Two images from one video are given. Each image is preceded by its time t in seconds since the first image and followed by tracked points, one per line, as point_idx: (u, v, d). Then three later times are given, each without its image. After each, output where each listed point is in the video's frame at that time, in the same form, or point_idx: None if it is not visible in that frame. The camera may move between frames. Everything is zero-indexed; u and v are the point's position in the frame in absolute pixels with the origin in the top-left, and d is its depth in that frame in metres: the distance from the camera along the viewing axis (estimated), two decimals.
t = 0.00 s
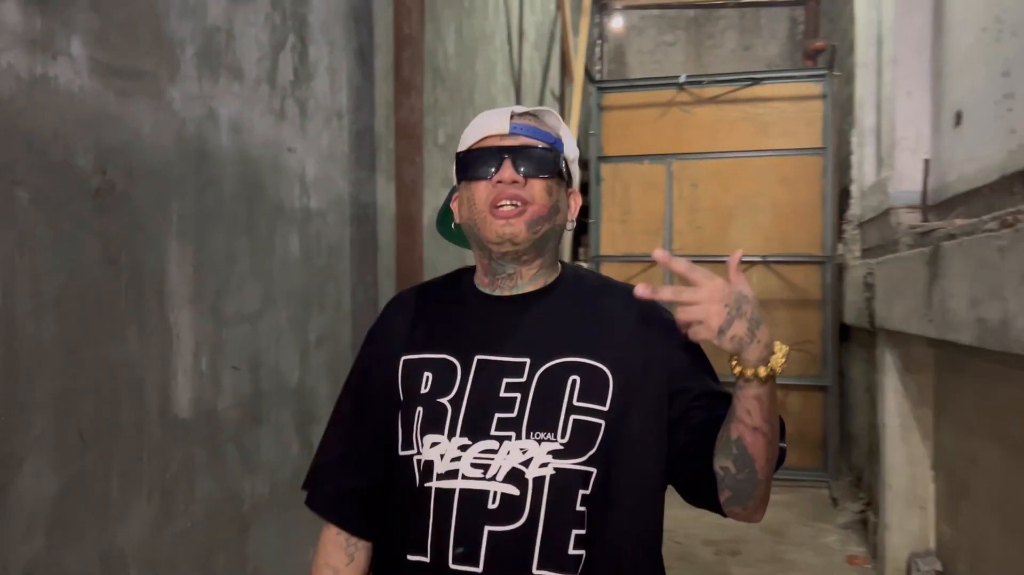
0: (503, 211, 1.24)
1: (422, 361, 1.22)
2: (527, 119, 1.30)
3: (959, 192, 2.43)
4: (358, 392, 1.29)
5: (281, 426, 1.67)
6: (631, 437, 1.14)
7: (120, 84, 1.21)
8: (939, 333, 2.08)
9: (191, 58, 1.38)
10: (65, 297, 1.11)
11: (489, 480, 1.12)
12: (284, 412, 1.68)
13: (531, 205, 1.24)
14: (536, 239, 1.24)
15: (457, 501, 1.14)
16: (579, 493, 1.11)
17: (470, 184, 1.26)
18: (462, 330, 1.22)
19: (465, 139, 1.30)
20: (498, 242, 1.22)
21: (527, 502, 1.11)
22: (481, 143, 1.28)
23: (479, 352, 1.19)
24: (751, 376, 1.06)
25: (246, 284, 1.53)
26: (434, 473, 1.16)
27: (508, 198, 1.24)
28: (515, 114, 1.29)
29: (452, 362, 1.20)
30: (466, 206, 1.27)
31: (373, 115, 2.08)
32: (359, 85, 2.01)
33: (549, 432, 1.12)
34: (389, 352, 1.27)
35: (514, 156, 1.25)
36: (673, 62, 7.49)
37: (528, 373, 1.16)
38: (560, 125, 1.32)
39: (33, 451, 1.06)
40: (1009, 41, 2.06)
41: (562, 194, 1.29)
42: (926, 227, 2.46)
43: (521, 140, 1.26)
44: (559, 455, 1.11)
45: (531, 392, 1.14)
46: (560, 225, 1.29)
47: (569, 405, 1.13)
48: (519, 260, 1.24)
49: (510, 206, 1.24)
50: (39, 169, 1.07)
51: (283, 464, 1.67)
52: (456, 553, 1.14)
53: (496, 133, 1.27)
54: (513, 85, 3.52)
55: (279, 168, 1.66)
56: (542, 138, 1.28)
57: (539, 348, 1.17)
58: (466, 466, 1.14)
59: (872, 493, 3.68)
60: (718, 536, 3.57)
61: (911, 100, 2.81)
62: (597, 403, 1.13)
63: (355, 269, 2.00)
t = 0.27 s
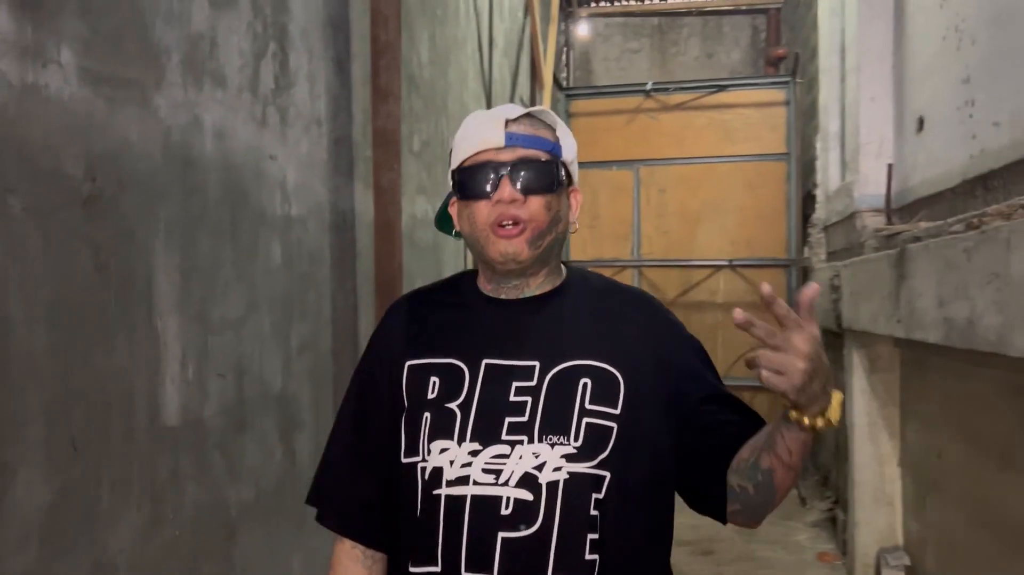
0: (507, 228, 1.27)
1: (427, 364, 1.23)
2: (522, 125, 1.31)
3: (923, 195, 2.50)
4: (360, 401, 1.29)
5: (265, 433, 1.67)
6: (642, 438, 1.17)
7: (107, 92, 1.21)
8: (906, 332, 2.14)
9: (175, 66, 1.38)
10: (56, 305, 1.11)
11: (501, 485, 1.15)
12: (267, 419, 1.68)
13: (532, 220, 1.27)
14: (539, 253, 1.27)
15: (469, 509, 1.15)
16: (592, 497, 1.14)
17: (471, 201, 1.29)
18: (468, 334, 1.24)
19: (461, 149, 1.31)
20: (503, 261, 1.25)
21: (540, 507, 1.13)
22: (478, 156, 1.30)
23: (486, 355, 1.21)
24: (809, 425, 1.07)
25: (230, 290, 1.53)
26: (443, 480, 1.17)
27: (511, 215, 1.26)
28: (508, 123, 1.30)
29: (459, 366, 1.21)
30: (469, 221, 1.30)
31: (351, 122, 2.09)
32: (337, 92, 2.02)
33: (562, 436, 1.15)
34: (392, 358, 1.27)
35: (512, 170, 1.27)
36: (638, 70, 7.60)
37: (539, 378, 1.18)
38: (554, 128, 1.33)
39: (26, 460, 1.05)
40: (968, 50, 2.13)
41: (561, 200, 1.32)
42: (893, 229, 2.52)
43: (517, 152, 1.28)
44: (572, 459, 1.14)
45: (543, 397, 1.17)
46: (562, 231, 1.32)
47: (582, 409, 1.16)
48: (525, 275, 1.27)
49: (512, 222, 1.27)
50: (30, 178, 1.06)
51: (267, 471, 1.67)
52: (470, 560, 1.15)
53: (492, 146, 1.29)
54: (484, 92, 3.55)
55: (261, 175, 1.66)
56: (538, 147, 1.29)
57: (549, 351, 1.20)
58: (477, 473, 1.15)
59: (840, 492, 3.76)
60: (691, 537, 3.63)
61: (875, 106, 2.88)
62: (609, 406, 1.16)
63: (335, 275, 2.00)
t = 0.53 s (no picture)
0: (515, 226, 1.40)
1: (441, 375, 1.35)
2: (525, 126, 1.45)
3: (897, 198, 2.56)
4: (370, 409, 1.45)
5: (255, 438, 1.67)
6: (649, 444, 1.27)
7: (101, 96, 1.22)
8: (884, 332, 2.19)
9: (166, 70, 1.38)
10: (52, 309, 1.11)
11: (510, 491, 1.25)
12: (258, 424, 1.68)
13: (537, 217, 1.40)
14: (548, 250, 1.39)
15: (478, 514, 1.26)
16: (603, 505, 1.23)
17: (480, 203, 1.42)
18: (482, 345, 1.35)
19: (469, 153, 1.45)
20: (511, 261, 1.37)
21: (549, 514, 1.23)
22: (485, 159, 1.43)
23: (498, 361, 1.32)
24: (825, 436, 1.13)
25: (221, 295, 1.54)
26: (455, 485, 1.28)
27: (517, 214, 1.39)
28: (511, 126, 1.44)
29: (473, 377, 1.33)
30: (477, 223, 1.43)
31: (337, 126, 2.10)
32: (323, 97, 2.03)
33: (574, 443, 1.25)
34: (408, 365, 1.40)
35: (515, 170, 1.40)
36: (615, 75, 7.70)
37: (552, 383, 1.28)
38: (557, 128, 1.46)
39: (26, 465, 1.05)
40: (941, 56, 2.18)
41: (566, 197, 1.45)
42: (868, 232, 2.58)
43: (520, 152, 1.41)
44: (580, 467, 1.24)
45: (556, 404, 1.27)
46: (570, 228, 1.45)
47: (594, 416, 1.26)
48: (536, 273, 1.39)
49: (520, 221, 1.40)
50: (27, 181, 1.06)
51: (258, 476, 1.68)
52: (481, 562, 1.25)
53: (497, 148, 1.43)
54: (464, 97, 3.57)
55: (250, 180, 1.67)
56: (540, 146, 1.43)
57: (560, 358, 1.30)
58: (485, 480, 1.26)
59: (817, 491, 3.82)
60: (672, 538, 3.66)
61: (849, 111, 2.96)
62: (621, 413, 1.26)
63: (322, 280, 2.01)
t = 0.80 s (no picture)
0: (530, 221, 1.46)
1: (454, 368, 1.37)
2: (542, 125, 1.52)
3: (882, 201, 2.60)
4: (382, 406, 1.48)
5: (251, 440, 1.68)
6: (657, 440, 1.30)
7: (101, 102, 1.23)
8: (870, 333, 2.23)
9: (166, 76, 1.40)
10: (56, 311, 1.12)
11: (522, 487, 1.27)
12: (254, 426, 1.69)
13: (552, 213, 1.45)
14: (564, 247, 1.44)
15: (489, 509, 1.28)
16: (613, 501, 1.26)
17: (497, 198, 1.48)
18: (492, 342, 1.38)
19: (488, 150, 1.52)
20: (526, 256, 1.42)
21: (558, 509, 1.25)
22: (502, 155, 1.50)
23: (509, 358, 1.35)
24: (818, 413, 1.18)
25: (217, 299, 1.55)
26: (465, 480, 1.30)
27: (532, 208, 1.45)
28: (529, 124, 1.51)
29: (484, 373, 1.35)
30: (494, 219, 1.49)
31: (329, 131, 2.12)
32: (316, 103, 2.05)
33: (583, 440, 1.28)
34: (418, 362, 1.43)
35: (531, 165, 1.47)
36: (600, 81, 7.75)
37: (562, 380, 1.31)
38: (574, 128, 1.53)
39: (30, 467, 1.06)
40: (924, 62, 2.23)
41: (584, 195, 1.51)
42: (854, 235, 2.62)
43: (536, 149, 1.48)
44: (590, 464, 1.27)
45: (566, 401, 1.30)
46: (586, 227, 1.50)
47: (603, 412, 1.29)
48: (549, 271, 1.43)
49: (535, 216, 1.45)
50: (31, 185, 1.08)
51: (253, 478, 1.69)
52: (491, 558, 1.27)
53: (514, 144, 1.49)
54: (452, 103, 3.59)
55: (246, 184, 1.68)
56: (557, 144, 1.49)
57: (571, 356, 1.33)
58: (496, 476, 1.28)
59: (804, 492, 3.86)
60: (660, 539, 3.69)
61: (834, 116, 3.00)
62: (631, 412, 1.29)
63: (315, 284, 2.02)
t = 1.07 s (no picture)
0: (538, 219, 1.48)
1: (462, 364, 1.40)
2: (556, 127, 1.53)
3: (873, 204, 2.63)
4: (387, 403, 1.49)
5: (251, 442, 1.69)
6: (662, 435, 1.33)
7: (105, 108, 1.24)
8: (861, 335, 2.25)
9: (168, 81, 1.41)
10: (62, 314, 1.13)
11: (532, 480, 1.28)
12: (253, 428, 1.70)
13: (562, 212, 1.47)
14: (570, 245, 1.47)
15: (497, 501, 1.29)
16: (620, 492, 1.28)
17: (506, 193, 1.50)
18: (501, 340, 1.40)
19: (501, 147, 1.53)
20: (534, 252, 1.45)
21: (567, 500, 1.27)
22: (514, 151, 1.52)
23: (517, 355, 1.37)
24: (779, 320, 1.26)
25: (218, 301, 1.56)
26: (473, 473, 1.32)
27: (541, 205, 1.47)
28: (543, 125, 1.53)
29: (494, 369, 1.37)
30: (503, 214, 1.51)
31: (326, 136, 2.13)
32: (314, 108, 2.06)
33: (592, 434, 1.30)
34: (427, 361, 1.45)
35: (544, 165, 1.49)
36: (591, 84, 7.80)
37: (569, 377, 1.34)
38: (586, 131, 1.55)
39: (37, 468, 1.07)
40: (914, 67, 2.26)
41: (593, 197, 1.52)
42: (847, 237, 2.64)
43: (550, 150, 1.50)
44: (599, 456, 1.29)
45: (574, 396, 1.32)
46: (595, 228, 1.52)
47: (610, 407, 1.31)
48: (555, 267, 1.47)
49: (544, 214, 1.48)
50: (38, 190, 1.09)
51: (254, 479, 1.70)
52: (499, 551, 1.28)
53: (527, 143, 1.51)
54: (447, 107, 3.61)
55: (245, 188, 1.69)
56: (571, 145, 1.51)
57: (578, 353, 1.35)
58: (505, 468, 1.30)
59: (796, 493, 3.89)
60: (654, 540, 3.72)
61: (825, 120, 3.02)
62: (637, 406, 1.31)
63: (314, 287, 2.04)
